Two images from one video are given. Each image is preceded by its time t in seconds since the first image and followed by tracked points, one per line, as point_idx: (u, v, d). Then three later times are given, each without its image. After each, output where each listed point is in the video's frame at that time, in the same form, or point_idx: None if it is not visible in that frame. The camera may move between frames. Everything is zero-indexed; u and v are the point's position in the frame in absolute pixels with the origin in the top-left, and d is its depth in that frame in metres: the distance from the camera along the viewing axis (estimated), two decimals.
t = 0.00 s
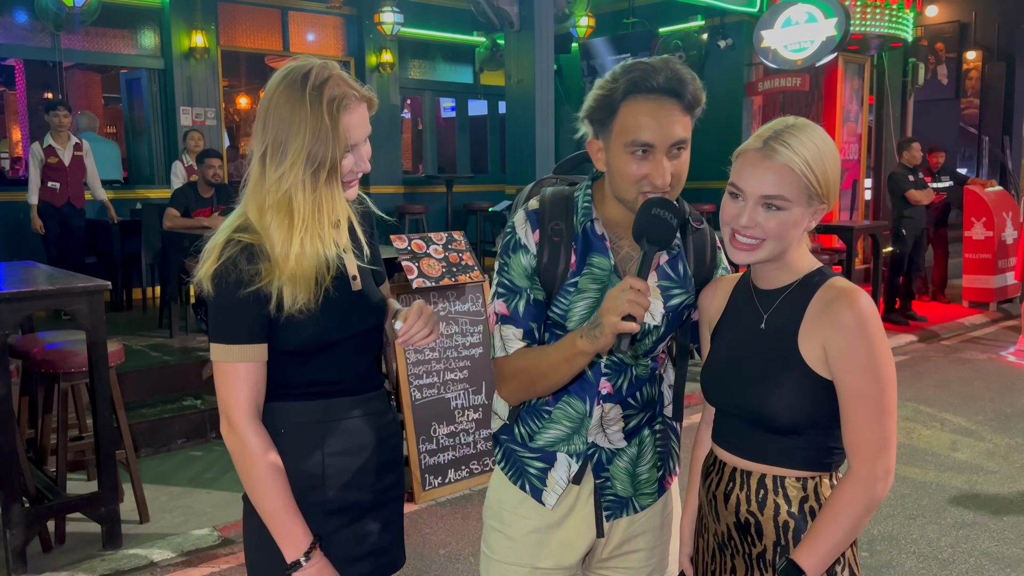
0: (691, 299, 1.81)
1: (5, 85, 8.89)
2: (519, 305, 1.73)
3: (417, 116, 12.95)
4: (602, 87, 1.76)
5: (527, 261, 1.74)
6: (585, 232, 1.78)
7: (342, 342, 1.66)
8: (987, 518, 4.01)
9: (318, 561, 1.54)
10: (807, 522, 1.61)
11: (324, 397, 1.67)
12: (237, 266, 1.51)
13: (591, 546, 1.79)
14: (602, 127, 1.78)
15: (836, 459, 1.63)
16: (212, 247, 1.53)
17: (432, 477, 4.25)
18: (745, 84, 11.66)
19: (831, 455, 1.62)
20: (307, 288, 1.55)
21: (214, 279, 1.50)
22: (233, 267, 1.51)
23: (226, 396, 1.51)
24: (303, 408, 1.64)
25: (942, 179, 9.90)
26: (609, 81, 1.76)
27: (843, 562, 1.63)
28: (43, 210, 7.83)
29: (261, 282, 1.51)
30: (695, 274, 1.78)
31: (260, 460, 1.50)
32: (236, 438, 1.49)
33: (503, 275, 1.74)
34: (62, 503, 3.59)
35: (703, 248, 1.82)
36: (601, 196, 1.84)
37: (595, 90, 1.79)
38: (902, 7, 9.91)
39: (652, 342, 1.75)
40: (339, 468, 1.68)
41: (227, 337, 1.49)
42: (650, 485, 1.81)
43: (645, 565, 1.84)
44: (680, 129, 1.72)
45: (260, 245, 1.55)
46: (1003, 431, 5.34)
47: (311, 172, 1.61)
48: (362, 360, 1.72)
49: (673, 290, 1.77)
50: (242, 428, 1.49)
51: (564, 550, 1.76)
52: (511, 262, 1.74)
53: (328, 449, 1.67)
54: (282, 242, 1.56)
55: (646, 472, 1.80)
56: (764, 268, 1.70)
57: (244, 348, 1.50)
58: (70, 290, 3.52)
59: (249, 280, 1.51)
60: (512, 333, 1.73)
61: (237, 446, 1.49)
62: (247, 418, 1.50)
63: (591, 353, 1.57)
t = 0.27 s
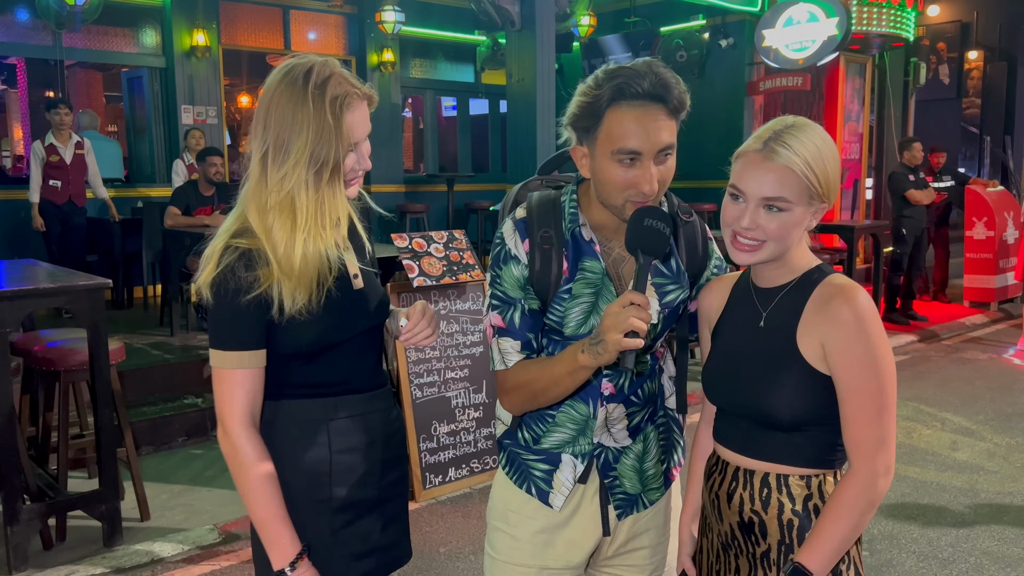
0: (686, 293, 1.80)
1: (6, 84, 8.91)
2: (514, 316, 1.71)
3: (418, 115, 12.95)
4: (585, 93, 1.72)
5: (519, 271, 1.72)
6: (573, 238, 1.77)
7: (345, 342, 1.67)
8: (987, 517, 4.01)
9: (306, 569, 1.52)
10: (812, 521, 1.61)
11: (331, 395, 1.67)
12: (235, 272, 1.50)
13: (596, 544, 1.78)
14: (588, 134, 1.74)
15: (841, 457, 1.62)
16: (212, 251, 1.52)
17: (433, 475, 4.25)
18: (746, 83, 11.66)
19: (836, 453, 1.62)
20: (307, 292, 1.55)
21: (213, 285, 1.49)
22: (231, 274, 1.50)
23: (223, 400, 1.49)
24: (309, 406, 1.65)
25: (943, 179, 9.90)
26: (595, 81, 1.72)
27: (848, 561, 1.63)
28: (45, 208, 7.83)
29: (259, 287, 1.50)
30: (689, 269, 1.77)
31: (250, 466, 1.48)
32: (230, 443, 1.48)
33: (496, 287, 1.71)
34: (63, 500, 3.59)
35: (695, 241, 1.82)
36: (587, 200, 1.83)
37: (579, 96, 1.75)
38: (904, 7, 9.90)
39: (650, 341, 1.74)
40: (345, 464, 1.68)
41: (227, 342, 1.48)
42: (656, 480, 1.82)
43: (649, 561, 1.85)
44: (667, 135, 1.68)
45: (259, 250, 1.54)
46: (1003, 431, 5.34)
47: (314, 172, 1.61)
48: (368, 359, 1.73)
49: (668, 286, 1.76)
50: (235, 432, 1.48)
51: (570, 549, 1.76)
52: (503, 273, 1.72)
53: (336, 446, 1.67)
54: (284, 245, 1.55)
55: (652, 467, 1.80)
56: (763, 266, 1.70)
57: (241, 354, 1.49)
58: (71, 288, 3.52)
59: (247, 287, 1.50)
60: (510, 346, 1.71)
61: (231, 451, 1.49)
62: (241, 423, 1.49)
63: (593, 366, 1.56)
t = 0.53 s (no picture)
0: (685, 296, 1.80)
1: (8, 82, 8.92)
2: (510, 318, 1.71)
3: (420, 114, 12.92)
4: (584, 98, 1.72)
5: (516, 273, 1.72)
6: (572, 240, 1.76)
7: (348, 342, 1.67)
8: (989, 517, 4.01)
9: None
10: (815, 520, 1.62)
11: (333, 395, 1.67)
12: (233, 274, 1.51)
13: (593, 544, 1.78)
14: (585, 139, 1.73)
15: (843, 456, 1.63)
16: (211, 253, 1.52)
17: (435, 474, 4.26)
18: (748, 82, 11.65)
19: (839, 453, 1.62)
20: (306, 296, 1.55)
21: (212, 286, 1.50)
22: (229, 275, 1.51)
23: (221, 399, 1.52)
24: (309, 406, 1.65)
25: (945, 179, 9.89)
26: (593, 85, 1.72)
27: (852, 561, 1.64)
28: (47, 207, 7.84)
29: (258, 291, 1.50)
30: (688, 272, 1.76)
31: (239, 472, 1.53)
32: (224, 445, 1.52)
33: (493, 288, 1.72)
34: (65, 499, 3.60)
35: (695, 241, 1.81)
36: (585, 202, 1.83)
37: (577, 101, 1.75)
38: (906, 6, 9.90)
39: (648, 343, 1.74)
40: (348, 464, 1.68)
41: (226, 342, 1.50)
42: (655, 480, 1.81)
43: (648, 562, 1.84)
44: (665, 142, 1.67)
45: (258, 252, 1.54)
46: (1005, 431, 5.34)
47: (316, 177, 1.60)
48: (372, 360, 1.72)
49: (666, 288, 1.76)
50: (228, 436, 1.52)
51: (567, 548, 1.76)
52: (500, 275, 1.72)
53: (338, 446, 1.67)
54: (283, 249, 1.55)
55: (651, 467, 1.80)
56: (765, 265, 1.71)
57: (237, 355, 1.51)
58: (73, 287, 3.53)
59: (245, 288, 1.50)
60: (506, 348, 1.71)
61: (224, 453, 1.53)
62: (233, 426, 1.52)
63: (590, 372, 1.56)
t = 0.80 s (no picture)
0: (691, 298, 1.79)
1: (11, 81, 8.93)
2: (515, 315, 1.71)
3: (423, 113, 12.88)
4: (595, 98, 1.72)
5: (522, 270, 1.72)
6: (579, 239, 1.76)
7: (352, 341, 1.67)
8: (993, 516, 4.01)
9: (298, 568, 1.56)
10: (819, 520, 1.62)
11: (337, 395, 1.67)
12: (236, 274, 1.51)
13: (594, 542, 1.79)
14: (598, 141, 1.73)
15: (849, 456, 1.63)
16: (213, 254, 1.53)
17: (437, 472, 4.26)
18: (751, 82, 11.64)
19: (845, 453, 1.62)
20: (309, 295, 1.55)
21: (216, 286, 1.51)
22: (233, 274, 1.51)
23: (224, 399, 1.52)
24: (310, 406, 1.64)
25: (948, 178, 9.89)
26: (608, 84, 1.71)
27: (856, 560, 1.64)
28: (49, 205, 7.84)
29: (261, 291, 1.51)
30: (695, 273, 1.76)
31: (247, 465, 1.52)
32: (231, 441, 1.52)
33: (498, 285, 1.72)
34: (69, 497, 3.60)
35: (703, 242, 1.81)
36: (594, 200, 1.83)
37: (591, 99, 1.75)
38: (909, 5, 9.89)
39: (654, 343, 1.74)
40: (351, 465, 1.69)
41: (231, 341, 1.51)
42: (657, 480, 1.81)
43: (650, 561, 1.84)
44: (678, 147, 1.67)
45: (260, 252, 1.54)
46: (1008, 431, 5.34)
47: (316, 177, 1.59)
48: (375, 361, 1.73)
49: (673, 290, 1.76)
50: (235, 429, 1.51)
51: (566, 547, 1.76)
52: (506, 272, 1.72)
53: (340, 447, 1.67)
54: (285, 250, 1.54)
55: (653, 467, 1.79)
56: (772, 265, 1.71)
57: (242, 352, 1.52)
58: (77, 285, 3.53)
59: (249, 288, 1.51)
60: (509, 345, 1.72)
61: (231, 447, 1.52)
62: (239, 420, 1.52)
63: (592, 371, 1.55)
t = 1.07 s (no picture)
0: (697, 297, 1.79)
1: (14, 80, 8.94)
2: (520, 314, 1.71)
3: (425, 112, 12.88)
4: (602, 99, 1.72)
5: (528, 269, 1.72)
6: (586, 237, 1.76)
7: (348, 343, 1.67)
8: (996, 516, 4.01)
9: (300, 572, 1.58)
10: (824, 519, 1.62)
11: (337, 395, 1.67)
12: (234, 273, 1.51)
13: (600, 541, 1.79)
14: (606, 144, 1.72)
15: (854, 455, 1.63)
16: (211, 252, 1.52)
17: (440, 471, 4.25)
18: (753, 81, 11.64)
19: (850, 452, 1.62)
20: (306, 295, 1.54)
21: (213, 285, 1.50)
22: (230, 274, 1.50)
23: (229, 396, 1.53)
24: (312, 407, 1.64)
25: (951, 177, 9.88)
26: (615, 84, 1.71)
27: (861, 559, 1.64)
28: (53, 204, 7.85)
29: (259, 291, 1.50)
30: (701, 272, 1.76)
31: (253, 468, 1.53)
32: (236, 445, 1.53)
33: (504, 283, 1.72)
34: (73, 495, 3.61)
35: (709, 242, 1.81)
36: (601, 199, 1.82)
37: (598, 100, 1.75)
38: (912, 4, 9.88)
39: (659, 342, 1.74)
40: (351, 466, 1.69)
41: (230, 341, 1.50)
42: (663, 480, 1.80)
43: (656, 560, 1.84)
44: (688, 145, 1.67)
45: (259, 252, 1.53)
46: (1011, 430, 5.33)
47: (318, 176, 1.59)
48: (373, 362, 1.73)
49: (679, 289, 1.76)
50: (241, 432, 1.52)
51: (572, 545, 1.76)
52: (512, 271, 1.72)
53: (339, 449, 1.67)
54: (284, 251, 1.54)
55: (659, 466, 1.79)
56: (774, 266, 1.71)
57: (243, 352, 1.51)
58: (81, 283, 3.54)
59: (247, 288, 1.50)
60: (514, 344, 1.71)
61: (236, 452, 1.53)
62: (243, 422, 1.52)
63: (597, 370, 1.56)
